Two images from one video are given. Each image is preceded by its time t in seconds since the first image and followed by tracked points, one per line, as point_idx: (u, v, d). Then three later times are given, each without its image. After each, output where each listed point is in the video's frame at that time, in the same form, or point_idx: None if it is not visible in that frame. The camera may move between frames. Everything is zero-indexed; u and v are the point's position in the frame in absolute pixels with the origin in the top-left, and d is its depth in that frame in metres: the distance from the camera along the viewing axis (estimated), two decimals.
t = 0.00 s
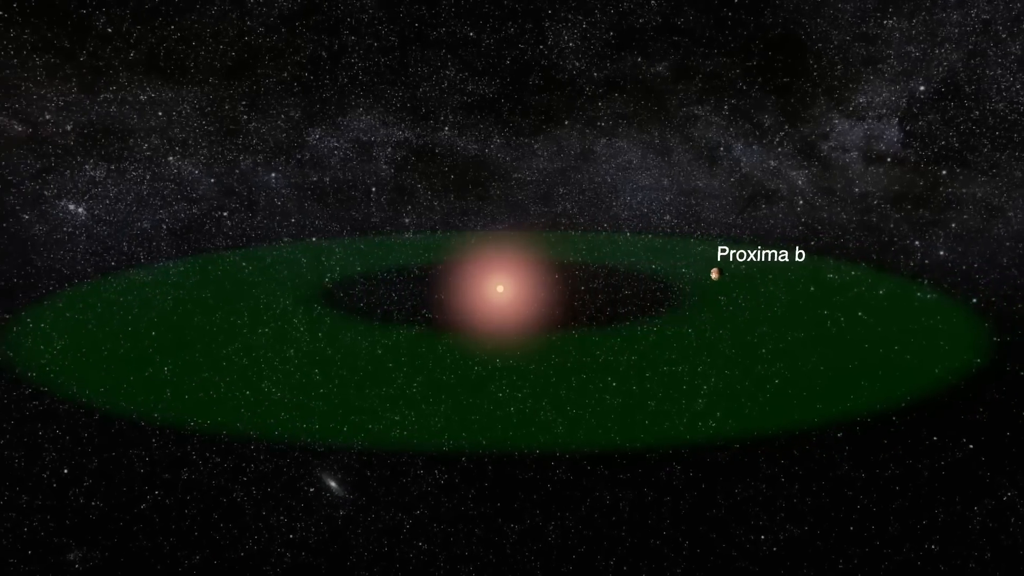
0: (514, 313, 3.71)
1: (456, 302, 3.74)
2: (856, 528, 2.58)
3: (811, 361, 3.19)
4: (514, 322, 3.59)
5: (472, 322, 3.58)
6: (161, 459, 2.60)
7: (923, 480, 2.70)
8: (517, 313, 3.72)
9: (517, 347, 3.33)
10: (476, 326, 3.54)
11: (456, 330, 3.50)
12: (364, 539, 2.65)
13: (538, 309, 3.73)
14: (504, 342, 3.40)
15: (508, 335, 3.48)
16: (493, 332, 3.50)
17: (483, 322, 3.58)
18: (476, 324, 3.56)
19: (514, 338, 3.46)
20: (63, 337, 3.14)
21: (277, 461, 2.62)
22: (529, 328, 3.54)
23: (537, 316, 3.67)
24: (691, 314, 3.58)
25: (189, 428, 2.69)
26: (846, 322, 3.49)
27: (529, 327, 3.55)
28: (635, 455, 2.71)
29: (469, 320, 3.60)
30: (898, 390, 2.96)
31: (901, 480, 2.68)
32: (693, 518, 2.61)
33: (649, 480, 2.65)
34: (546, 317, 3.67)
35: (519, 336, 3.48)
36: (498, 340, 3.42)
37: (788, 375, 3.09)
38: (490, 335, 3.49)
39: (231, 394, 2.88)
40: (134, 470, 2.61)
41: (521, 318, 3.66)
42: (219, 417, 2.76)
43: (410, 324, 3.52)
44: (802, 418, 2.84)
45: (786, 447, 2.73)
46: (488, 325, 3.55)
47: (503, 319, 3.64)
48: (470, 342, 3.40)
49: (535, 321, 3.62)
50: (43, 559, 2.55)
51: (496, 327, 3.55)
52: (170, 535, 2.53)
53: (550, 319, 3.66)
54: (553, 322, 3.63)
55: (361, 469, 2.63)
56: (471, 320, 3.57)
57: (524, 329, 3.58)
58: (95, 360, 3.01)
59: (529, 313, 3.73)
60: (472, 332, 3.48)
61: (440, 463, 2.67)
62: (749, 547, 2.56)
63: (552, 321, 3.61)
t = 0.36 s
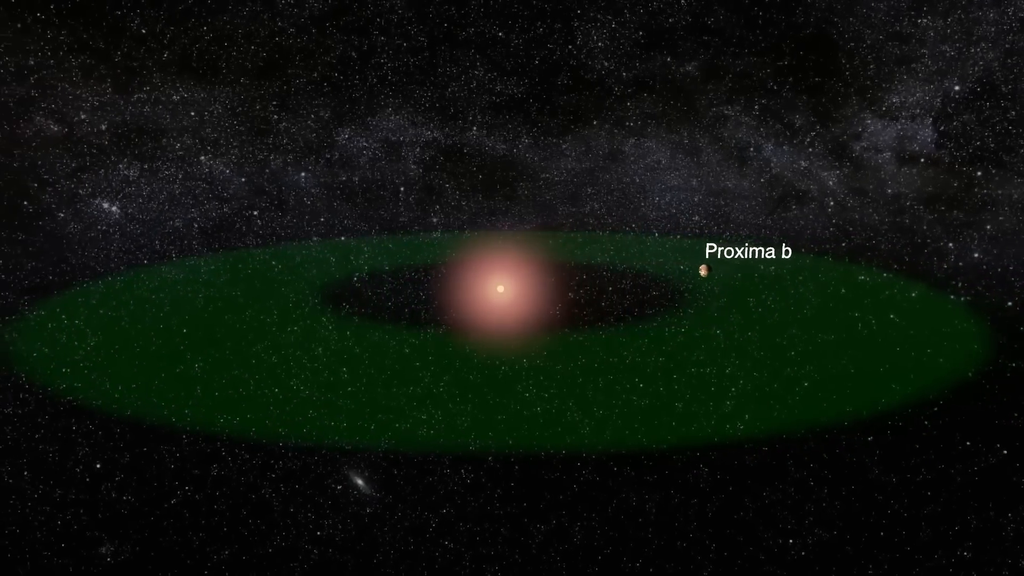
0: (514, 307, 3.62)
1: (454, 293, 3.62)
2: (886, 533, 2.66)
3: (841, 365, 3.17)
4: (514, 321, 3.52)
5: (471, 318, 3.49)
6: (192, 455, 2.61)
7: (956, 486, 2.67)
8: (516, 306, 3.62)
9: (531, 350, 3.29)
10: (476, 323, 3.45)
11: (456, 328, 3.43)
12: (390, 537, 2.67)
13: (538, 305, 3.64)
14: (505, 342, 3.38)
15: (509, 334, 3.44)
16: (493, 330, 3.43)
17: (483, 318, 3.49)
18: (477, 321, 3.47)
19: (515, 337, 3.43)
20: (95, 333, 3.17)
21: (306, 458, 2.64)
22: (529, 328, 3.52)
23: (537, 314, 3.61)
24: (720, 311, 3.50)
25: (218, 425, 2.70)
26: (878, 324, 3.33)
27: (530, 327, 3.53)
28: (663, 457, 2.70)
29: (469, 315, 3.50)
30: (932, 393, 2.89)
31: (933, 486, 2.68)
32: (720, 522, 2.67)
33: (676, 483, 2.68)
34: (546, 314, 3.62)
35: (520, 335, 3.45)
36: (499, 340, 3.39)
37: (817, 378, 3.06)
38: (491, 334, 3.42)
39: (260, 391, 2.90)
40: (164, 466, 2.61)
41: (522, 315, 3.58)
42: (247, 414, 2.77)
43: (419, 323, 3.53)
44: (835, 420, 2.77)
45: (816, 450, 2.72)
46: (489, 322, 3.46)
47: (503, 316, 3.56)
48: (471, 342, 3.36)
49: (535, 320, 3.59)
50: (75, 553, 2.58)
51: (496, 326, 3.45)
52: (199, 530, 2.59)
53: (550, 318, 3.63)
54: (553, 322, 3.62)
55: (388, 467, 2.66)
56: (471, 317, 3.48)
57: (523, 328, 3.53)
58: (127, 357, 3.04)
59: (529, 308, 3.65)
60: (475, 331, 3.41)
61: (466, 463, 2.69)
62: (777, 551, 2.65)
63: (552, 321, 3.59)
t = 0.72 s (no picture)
0: (514, 310, 3.66)
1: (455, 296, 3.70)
2: (918, 538, 2.59)
3: (874, 367, 3.12)
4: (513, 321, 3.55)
5: (471, 321, 3.54)
6: (221, 451, 2.61)
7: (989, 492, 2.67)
8: (515, 310, 3.67)
9: (547, 351, 3.29)
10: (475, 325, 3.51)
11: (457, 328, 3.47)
12: (416, 535, 2.67)
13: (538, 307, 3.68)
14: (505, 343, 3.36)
15: (508, 334, 3.44)
16: (492, 331, 3.46)
17: (482, 321, 3.54)
18: (476, 323, 3.53)
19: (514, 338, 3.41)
20: (128, 330, 3.22)
21: (334, 456, 2.65)
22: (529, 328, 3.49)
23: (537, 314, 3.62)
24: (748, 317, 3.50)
25: (247, 421, 2.74)
26: (910, 328, 3.38)
27: (530, 326, 3.50)
28: (691, 459, 2.68)
29: (468, 318, 3.57)
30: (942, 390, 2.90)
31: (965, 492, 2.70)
32: (747, 525, 2.57)
33: (704, 485, 2.64)
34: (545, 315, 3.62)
35: (521, 336, 3.43)
36: (499, 340, 3.38)
37: (848, 380, 3.02)
38: (490, 334, 3.46)
39: (288, 389, 2.92)
40: (194, 461, 2.61)
41: (522, 317, 3.62)
42: (276, 412, 2.80)
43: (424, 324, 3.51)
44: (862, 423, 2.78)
45: (845, 455, 2.71)
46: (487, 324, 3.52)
47: (502, 317, 3.60)
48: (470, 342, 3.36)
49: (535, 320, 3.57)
50: (107, 546, 2.58)
51: (495, 327, 3.49)
52: (228, 525, 2.55)
53: (550, 319, 3.61)
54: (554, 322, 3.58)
55: (415, 466, 2.65)
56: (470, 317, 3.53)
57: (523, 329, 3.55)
58: (159, 354, 3.08)
59: (528, 311, 3.68)
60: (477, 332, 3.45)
61: (492, 463, 2.67)
62: (805, 555, 2.55)
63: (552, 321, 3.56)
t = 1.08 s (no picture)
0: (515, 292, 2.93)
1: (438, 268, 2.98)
2: (949, 545, 2.67)
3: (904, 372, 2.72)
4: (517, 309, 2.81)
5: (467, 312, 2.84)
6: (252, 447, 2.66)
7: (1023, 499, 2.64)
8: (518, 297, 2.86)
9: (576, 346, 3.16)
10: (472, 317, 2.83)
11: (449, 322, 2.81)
12: (443, 535, 2.68)
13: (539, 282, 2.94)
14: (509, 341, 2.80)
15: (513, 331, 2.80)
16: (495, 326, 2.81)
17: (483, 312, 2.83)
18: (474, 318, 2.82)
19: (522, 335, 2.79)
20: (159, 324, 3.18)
21: (361, 454, 2.69)
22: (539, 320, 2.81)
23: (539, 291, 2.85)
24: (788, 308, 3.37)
25: (276, 417, 2.74)
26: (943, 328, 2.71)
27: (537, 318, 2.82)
28: (719, 461, 2.71)
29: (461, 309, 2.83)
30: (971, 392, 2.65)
31: (1000, 498, 2.64)
32: (775, 529, 2.68)
33: (731, 488, 2.70)
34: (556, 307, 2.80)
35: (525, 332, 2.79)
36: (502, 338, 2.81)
37: (882, 386, 2.73)
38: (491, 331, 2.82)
39: (314, 386, 2.80)
40: (224, 457, 2.64)
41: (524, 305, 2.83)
42: (301, 408, 2.76)
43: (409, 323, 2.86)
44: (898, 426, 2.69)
45: (876, 458, 2.70)
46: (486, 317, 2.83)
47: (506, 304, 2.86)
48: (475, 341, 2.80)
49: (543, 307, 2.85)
50: (137, 541, 2.63)
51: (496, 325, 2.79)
52: (257, 521, 2.63)
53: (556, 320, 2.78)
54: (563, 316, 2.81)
55: (441, 465, 2.70)
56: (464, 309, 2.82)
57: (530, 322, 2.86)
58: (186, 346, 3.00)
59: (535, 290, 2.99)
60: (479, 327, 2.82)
61: (520, 462, 2.71)
62: (835, 560, 2.68)
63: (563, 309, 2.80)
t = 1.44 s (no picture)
0: (515, 303, 3.68)
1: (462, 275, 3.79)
2: (982, 552, 2.58)
3: (938, 374, 3.02)
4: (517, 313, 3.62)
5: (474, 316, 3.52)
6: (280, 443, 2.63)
7: None
8: (517, 305, 3.67)
9: (599, 352, 3.24)
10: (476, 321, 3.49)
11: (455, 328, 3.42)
12: (468, 534, 2.70)
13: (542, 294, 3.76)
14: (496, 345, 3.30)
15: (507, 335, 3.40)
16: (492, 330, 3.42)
17: (487, 316, 3.53)
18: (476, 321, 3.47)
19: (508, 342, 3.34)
20: (190, 324, 3.32)
21: (388, 453, 2.67)
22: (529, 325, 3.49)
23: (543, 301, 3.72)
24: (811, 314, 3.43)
25: (304, 415, 2.79)
26: (977, 335, 3.27)
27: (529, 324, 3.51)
28: (746, 465, 2.66)
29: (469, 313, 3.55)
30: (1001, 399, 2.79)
31: None
32: (804, 533, 2.60)
33: (759, 491, 2.64)
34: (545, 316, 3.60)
35: (521, 337, 3.39)
36: (499, 341, 3.35)
37: (910, 387, 2.94)
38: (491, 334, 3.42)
39: (347, 385, 2.96)
40: (251, 454, 2.61)
41: (521, 311, 3.65)
42: (332, 407, 2.84)
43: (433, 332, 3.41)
44: (923, 426, 2.71)
45: (908, 463, 2.68)
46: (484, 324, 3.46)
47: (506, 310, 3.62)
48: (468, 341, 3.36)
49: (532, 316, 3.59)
50: (168, 536, 2.60)
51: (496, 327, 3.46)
52: (285, 518, 2.61)
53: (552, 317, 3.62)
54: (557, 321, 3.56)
55: (468, 464, 2.67)
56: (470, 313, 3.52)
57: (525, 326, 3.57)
58: (219, 348, 3.14)
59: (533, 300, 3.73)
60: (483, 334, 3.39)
61: (545, 463, 2.67)
62: (864, 565, 2.58)
63: (556, 317, 3.62)
